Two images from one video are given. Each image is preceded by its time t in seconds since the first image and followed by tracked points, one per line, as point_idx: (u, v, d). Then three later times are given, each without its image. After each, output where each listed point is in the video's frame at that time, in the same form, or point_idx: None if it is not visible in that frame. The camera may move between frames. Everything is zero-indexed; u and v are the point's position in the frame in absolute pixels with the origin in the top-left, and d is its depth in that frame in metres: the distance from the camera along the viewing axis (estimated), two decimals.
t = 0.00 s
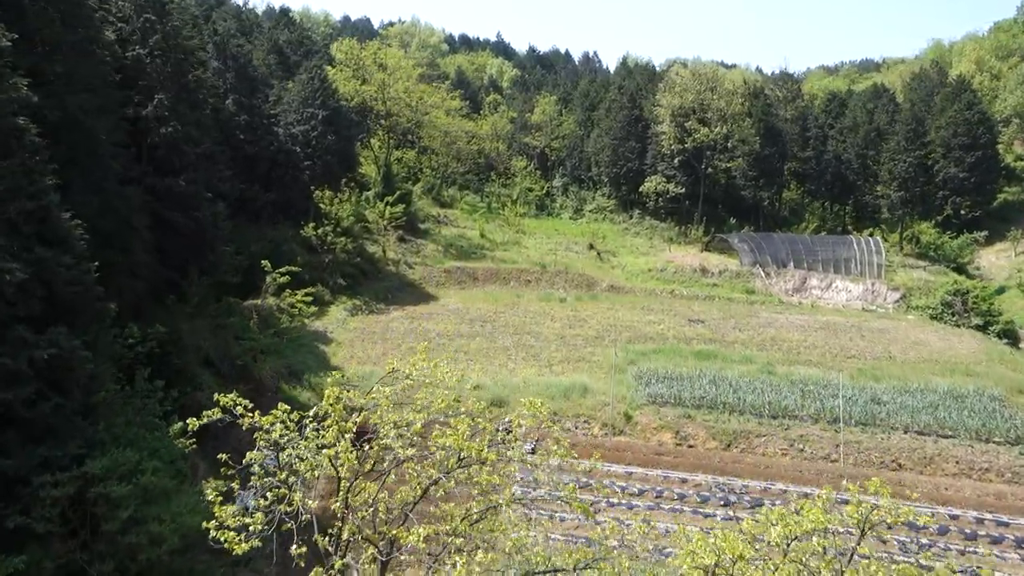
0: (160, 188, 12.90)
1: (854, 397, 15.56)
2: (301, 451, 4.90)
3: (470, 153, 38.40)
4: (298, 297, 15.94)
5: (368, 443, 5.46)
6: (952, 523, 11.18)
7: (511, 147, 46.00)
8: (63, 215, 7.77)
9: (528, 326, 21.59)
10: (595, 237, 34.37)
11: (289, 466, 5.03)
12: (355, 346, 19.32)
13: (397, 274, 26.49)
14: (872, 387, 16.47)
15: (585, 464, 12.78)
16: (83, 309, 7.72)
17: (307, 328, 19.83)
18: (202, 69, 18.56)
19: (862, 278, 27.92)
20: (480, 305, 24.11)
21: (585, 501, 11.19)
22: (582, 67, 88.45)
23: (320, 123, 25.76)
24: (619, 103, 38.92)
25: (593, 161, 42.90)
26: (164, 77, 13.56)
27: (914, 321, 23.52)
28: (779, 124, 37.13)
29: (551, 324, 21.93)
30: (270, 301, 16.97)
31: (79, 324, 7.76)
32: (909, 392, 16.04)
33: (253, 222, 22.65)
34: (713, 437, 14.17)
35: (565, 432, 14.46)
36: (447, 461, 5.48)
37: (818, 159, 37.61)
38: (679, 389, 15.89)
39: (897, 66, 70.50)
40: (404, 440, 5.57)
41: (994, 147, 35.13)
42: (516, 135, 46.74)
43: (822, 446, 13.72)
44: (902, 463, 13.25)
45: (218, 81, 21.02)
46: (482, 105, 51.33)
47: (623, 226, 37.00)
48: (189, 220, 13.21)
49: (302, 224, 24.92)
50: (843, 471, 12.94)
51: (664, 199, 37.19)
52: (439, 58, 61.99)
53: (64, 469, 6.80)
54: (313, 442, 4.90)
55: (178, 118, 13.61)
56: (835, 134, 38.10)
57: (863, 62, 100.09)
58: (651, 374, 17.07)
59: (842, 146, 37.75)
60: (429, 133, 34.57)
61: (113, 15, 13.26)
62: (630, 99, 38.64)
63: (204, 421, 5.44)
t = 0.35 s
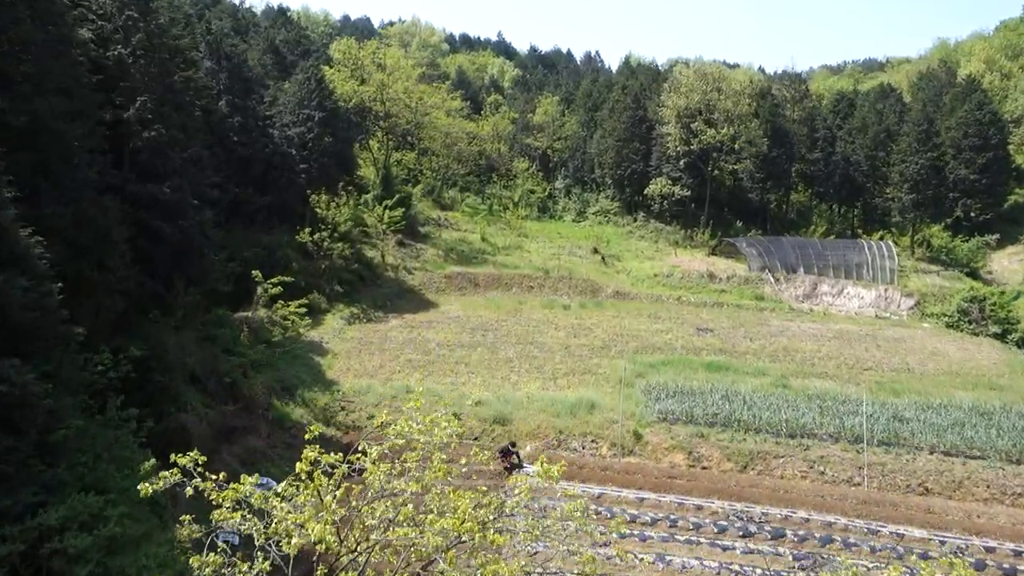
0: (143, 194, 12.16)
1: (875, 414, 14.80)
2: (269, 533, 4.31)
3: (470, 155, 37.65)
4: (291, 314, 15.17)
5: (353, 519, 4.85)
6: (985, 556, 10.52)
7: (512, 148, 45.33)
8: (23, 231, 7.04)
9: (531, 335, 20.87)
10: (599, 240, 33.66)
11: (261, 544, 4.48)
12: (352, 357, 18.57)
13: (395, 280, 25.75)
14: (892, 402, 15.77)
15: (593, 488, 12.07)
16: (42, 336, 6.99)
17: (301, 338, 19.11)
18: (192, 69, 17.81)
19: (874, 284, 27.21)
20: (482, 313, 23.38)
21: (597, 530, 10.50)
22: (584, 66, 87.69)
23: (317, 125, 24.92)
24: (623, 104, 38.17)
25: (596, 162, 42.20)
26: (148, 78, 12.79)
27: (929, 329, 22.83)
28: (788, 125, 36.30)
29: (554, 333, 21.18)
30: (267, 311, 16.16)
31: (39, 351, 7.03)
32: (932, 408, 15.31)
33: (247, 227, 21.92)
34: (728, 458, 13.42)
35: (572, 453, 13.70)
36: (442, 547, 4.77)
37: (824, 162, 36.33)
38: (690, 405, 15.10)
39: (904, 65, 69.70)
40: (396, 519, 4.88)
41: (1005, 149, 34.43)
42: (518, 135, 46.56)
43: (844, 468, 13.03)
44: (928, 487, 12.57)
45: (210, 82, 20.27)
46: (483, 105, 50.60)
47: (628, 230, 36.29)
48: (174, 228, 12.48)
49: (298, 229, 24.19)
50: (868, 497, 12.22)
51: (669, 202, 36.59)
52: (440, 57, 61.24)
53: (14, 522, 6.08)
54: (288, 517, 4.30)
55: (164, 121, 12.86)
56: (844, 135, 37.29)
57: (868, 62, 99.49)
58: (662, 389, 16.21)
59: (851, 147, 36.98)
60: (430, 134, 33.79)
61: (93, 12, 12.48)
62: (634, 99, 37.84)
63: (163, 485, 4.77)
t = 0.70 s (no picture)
0: (123, 204, 11.38)
1: (898, 434, 14.02)
2: None
3: (471, 157, 36.89)
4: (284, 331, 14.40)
5: None
6: None
7: (513, 149, 44.65)
8: None
9: (534, 345, 20.12)
10: (602, 244, 32.93)
11: None
12: (348, 369, 17.81)
13: (394, 286, 24.97)
14: (913, 419, 15.03)
15: (602, 517, 11.29)
16: None
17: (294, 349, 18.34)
18: (179, 69, 17.15)
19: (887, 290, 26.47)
20: (483, 321, 22.61)
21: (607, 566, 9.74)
22: (586, 66, 86.95)
23: (313, 126, 23.87)
24: (627, 104, 37.40)
25: (600, 164, 41.48)
26: (129, 79, 11.97)
27: (945, 339, 22.07)
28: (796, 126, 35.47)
29: (558, 343, 20.41)
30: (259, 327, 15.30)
31: None
32: (958, 426, 14.54)
33: (239, 233, 21.19)
34: (745, 482, 12.62)
35: (578, 476, 12.92)
36: None
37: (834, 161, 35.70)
38: (703, 424, 14.31)
39: (910, 65, 68.90)
40: None
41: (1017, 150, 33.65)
42: (519, 136, 45.61)
43: (868, 494, 12.25)
44: (960, 515, 11.81)
45: (200, 82, 19.48)
46: (484, 106, 49.85)
47: (632, 233, 35.56)
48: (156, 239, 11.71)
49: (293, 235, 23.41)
50: (897, 527, 11.41)
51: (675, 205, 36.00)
52: (441, 57, 60.50)
53: None
54: None
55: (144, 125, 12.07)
56: (853, 136, 36.46)
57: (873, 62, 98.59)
58: (672, 405, 15.43)
59: (860, 149, 36.17)
60: (430, 136, 33.03)
61: (69, 9, 11.66)
62: (639, 99, 37.05)
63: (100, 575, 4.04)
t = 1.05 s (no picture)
0: (98, 213, 10.56)
1: (925, 455, 13.20)
2: None
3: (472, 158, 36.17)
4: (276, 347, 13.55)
5: None
6: None
7: (515, 150, 43.92)
8: None
9: (538, 356, 19.38)
10: (607, 248, 32.19)
11: None
12: (342, 383, 17.00)
13: (392, 293, 24.17)
14: (938, 438, 14.26)
15: (612, 550, 10.49)
16: None
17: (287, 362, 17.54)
18: (164, 69, 16.49)
19: (901, 297, 25.69)
20: (484, 330, 21.81)
21: None
22: (588, 65, 86.10)
23: (308, 127, 22.36)
24: (632, 104, 36.67)
25: (603, 165, 40.77)
26: (106, 80, 11.10)
27: (964, 349, 21.31)
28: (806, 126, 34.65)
29: (562, 354, 19.63)
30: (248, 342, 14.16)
31: None
32: (987, 447, 13.75)
33: (231, 239, 20.47)
34: (764, 510, 11.81)
35: (586, 502, 12.11)
36: None
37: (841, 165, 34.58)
38: (718, 444, 13.51)
39: (918, 64, 68.06)
40: None
41: None
42: (521, 137, 44.91)
43: (896, 523, 11.44)
44: (997, 547, 11.00)
45: (189, 83, 18.66)
46: (486, 106, 49.13)
47: (636, 237, 34.85)
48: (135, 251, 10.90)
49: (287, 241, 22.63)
50: (932, 561, 10.61)
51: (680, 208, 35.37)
52: (442, 57, 59.79)
53: None
54: None
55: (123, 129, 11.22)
56: (863, 137, 35.63)
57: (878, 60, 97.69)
58: (684, 423, 14.67)
59: (871, 150, 35.34)
60: (430, 138, 32.30)
61: (41, 5, 10.78)
62: (643, 99, 36.38)
63: None
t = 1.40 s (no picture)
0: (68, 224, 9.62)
1: (956, 480, 12.33)
2: None
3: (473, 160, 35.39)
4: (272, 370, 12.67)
5: None
6: None
7: (516, 151, 43.11)
8: None
9: (542, 368, 18.56)
10: (611, 253, 31.38)
11: None
12: (335, 398, 16.11)
13: (390, 301, 23.32)
14: (967, 460, 13.43)
15: None
16: None
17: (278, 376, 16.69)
18: (149, 70, 15.88)
19: (915, 304, 24.94)
20: (484, 339, 20.96)
21: None
22: (591, 64, 85.19)
23: (301, 130, 21.58)
24: (637, 105, 36.11)
25: (607, 167, 40.00)
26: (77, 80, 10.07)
27: (984, 360, 20.51)
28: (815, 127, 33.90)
29: (566, 366, 18.80)
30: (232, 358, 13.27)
31: None
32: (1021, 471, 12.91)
33: (222, 245, 19.67)
34: (786, 542, 10.97)
35: (595, 533, 11.27)
36: None
37: (854, 165, 33.94)
38: (734, 468, 12.66)
39: (926, 63, 67.16)
40: None
41: None
42: (522, 137, 44.10)
43: (930, 558, 10.62)
44: None
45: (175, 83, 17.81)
46: (487, 106, 48.34)
47: (641, 241, 34.08)
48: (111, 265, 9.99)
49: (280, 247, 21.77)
50: None
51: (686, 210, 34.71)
52: (442, 56, 58.98)
53: None
54: None
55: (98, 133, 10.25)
56: (874, 139, 34.78)
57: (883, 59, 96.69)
58: (697, 444, 13.85)
59: (881, 152, 34.50)
60: (430, 139, 31.53)
61: None
62: (648, 99, 35.89)
63: None
